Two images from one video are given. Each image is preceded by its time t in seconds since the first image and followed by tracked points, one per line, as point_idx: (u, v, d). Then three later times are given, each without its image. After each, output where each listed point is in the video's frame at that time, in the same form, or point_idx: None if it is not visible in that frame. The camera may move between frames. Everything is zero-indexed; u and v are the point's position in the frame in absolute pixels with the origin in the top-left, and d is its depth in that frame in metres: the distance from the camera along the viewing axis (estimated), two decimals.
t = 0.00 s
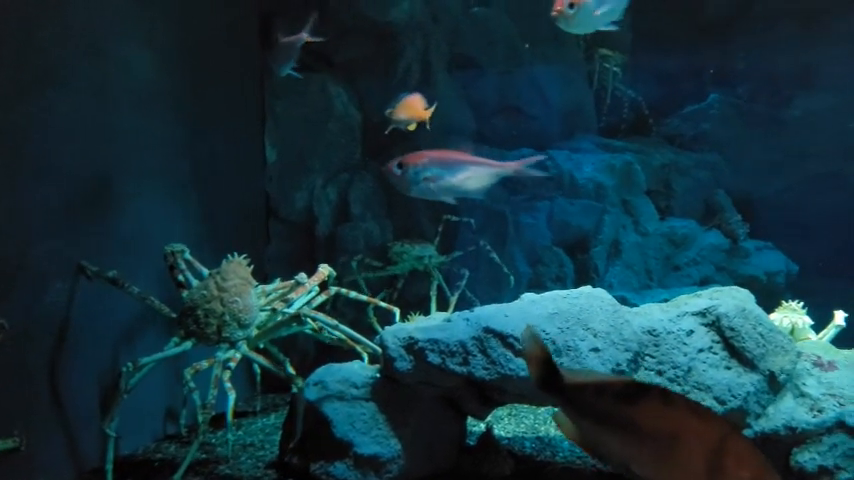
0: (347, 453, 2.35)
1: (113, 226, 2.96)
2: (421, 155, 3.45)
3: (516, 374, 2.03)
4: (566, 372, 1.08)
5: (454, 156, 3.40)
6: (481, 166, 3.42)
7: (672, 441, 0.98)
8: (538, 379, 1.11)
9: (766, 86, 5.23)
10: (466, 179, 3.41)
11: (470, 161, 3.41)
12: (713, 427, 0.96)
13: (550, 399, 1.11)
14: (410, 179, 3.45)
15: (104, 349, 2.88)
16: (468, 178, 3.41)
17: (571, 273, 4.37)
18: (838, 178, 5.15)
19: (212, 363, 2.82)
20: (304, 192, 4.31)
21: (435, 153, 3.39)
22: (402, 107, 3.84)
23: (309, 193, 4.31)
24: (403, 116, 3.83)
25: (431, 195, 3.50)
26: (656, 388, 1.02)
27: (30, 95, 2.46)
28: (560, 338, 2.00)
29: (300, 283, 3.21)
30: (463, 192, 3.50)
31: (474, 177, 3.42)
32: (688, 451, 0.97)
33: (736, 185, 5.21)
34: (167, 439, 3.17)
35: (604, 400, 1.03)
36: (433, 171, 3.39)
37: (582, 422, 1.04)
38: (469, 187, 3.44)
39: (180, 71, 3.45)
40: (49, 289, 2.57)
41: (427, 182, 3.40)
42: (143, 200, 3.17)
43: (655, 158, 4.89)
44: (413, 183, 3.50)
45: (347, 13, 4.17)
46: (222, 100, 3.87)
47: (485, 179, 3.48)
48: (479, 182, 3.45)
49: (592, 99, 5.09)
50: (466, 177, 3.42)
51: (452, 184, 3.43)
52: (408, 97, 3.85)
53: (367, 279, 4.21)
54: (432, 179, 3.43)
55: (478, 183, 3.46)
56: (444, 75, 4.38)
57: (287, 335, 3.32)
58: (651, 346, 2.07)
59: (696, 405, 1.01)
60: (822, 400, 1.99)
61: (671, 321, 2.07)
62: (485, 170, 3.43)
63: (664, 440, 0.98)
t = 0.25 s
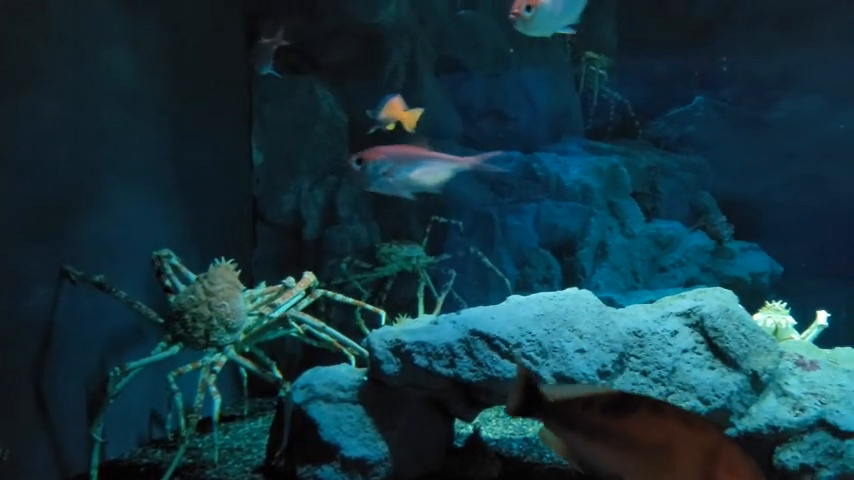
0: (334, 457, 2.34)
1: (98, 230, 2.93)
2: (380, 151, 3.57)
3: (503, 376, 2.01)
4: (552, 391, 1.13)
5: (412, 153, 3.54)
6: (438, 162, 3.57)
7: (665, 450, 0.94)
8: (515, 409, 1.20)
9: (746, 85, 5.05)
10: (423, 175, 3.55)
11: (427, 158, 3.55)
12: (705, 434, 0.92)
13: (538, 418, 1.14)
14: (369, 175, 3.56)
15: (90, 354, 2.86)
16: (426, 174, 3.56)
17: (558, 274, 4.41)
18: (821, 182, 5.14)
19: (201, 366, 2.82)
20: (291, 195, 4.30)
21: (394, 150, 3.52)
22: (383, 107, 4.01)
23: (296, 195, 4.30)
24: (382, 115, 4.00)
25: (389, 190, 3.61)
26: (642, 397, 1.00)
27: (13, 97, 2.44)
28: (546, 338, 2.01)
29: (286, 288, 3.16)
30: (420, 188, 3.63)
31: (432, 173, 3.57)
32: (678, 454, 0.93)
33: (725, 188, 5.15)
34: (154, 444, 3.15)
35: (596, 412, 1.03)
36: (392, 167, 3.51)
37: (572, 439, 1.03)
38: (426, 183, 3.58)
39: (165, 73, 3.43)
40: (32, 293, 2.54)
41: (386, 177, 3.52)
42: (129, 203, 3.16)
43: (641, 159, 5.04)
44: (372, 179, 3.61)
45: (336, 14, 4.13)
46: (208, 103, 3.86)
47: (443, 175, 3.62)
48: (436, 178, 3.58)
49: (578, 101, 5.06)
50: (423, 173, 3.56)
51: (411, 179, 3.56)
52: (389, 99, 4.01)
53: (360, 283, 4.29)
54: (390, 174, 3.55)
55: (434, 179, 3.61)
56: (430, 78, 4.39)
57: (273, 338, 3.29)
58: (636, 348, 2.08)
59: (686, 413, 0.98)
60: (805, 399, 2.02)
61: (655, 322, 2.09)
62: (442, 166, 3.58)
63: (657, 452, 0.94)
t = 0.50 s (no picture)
0: (316, 459, 2.31)
1: (76, 231, 2.89)
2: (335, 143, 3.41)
3: (485, 377, 2.01)
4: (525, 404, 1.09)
5: (368, 144, 3.37)
6: (394, 154, 3.40)
7: (653, 462, 0.93)
8: (492, 425, 1.13)
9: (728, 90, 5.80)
10: (379, 169, 3.40)
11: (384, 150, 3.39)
12: (689, 440, 0.93)
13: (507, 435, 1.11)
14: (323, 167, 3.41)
15: (68, 357, 2.82)
16: (382, 167, 3.40)
17: (542, 276, 4.39)
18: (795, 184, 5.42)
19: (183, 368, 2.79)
20: (275, 196, 4.28)
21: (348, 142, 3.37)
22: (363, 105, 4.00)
23: (280, 196, 4.28)
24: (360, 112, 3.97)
25: (345, 182, 3.46)
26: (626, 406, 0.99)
27: None
28: (527, 339, 2.02)
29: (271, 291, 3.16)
30: (377, 181, 3.48)
31: (388, 166, 3.41)
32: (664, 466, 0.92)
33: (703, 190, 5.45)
34: (133, 448, 3.11)
35: (580, 426, 0.99)
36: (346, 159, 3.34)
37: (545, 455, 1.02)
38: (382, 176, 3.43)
39: (146, 72, 3.40)
40: (9, 295, 2.49)
41: (341, 170, 3.37)
42: (109, 204, 3.12)
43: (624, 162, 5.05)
44: (328, 171, 3.46)
45: (319, 16, 4.11)
46: (190, 103, 3.83)
47: (399, 168, 3.46)
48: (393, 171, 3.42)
49: (560, 104, 5.31)
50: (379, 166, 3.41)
51: (367, 172, 3.42)
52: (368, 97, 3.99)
53: (349, 282, 4.21)
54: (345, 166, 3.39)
55: (391, 171, 3.44)
56: (414, 80, 4.41)
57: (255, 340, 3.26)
58: (616, 348, 2.08)
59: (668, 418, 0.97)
60: (781, 399, 2.06)
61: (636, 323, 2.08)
62: (398, 158, 3.42)
63: (644, 462, 0.94)
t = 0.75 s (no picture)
0: (295, 462, 2.28)
1: (51, 233, 2.85)
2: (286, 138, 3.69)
3: (465, 379, 2.00)
4: (512, 421, 1.51)
5: (319, 138, 3.67)
6: (347, 149, 3.76)
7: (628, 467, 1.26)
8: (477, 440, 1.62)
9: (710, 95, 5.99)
10: (330, 161, 3.75)
11: (332, 145, 3.77)
12: (669, 452, 1.23)
13: (510, 450, 1.49)
14: (277, 159, 3.65)
15: (41, 361, 2.77)
16: (333, 157, 3.69)
17: (524, 278, 4.40)
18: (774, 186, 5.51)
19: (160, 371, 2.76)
20: (255, 197, 4.23)
21: (299, 136, 3.64)
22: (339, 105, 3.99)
23: (261, 196, 4.23)
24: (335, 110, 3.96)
25: (296, 176, 3.81)
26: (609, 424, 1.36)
27: None
28: (507, 340, 1.99)
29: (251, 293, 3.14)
30: (327, 173, 3.88)
31: (339, 158, 3.78)
32: (644, 469, 1.24)
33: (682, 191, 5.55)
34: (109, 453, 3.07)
35: (561, 438, 1.38)
36: (297, 154, 3.68)
37: (542, 465, 1.39)
38: (333, 169, 3.80)
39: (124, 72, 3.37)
40: None
41: (293, 161, 3.63)
42: (84, 204, 3.09)
43: (605, 165, 5.13)
44: (279, 165, 3.80)
45: (301, 16, 4.08)
46: (169, 103, 3.80)
47: (352, 158, 3.81)
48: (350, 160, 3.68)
49: (544, 106, 5.47)
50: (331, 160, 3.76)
51: (319, 163, 3.73)
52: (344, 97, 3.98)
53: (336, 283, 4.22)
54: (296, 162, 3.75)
55: (342, 163, 3.82)
56: (395, 81, 4.41)
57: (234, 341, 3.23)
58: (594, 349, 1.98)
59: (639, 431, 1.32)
60: (758, 399, 1.94)
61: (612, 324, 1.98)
62: (350, 152, 3.78)
63: (619, 467, 1.27)
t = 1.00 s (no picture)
0: (268, 465, 2.26)
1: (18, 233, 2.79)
2: (233, 129, 3.63)
3: (439, 380, 2.01)
4: (483, 432, 1.52)
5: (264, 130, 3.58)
6: (294, 140, 3.63)
7: None
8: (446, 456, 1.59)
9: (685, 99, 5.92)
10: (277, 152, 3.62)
11: (280, 137, 3.65)
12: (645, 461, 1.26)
13: (487, 463, 1.49)
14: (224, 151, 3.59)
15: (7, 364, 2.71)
16: (281, 149, 3.60)
17: (501, 279, 4.45)
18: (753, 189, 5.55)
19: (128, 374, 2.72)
20: (231, 197, 4.21)
21: (244, 129, 3.58)
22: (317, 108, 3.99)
23: (237, 197, 4.21)
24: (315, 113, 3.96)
25: (244, 169, 3.76)
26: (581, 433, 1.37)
27: None
28: (481, 342, 1.99)
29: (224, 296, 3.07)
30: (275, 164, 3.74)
31: (288, 150, 3.66)
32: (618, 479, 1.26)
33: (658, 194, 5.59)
34: (78, 457, 3.02)
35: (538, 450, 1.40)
36: (243, 145, 3.58)
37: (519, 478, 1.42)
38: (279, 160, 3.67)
39: (95, 70, 3.33)
40: None
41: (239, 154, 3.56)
42: (52, 204, 3.03)
43: (583, 168, 5.22)
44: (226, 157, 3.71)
45: (279, 15, 4.09)
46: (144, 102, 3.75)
47: (300, 151, 3.71)
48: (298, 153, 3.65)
49: (522, 109, 5.47)
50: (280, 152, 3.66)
51: (266, 154, 3.65)
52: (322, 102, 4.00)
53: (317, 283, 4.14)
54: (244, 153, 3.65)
55: (290, 155, 3.72)
56: (374, 81, 4.39)
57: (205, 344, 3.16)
58: (568, 351, 1.98)
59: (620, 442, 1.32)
60: (727, 400, 1.95)
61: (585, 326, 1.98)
62: (299, 143, 3.66)
63: None
